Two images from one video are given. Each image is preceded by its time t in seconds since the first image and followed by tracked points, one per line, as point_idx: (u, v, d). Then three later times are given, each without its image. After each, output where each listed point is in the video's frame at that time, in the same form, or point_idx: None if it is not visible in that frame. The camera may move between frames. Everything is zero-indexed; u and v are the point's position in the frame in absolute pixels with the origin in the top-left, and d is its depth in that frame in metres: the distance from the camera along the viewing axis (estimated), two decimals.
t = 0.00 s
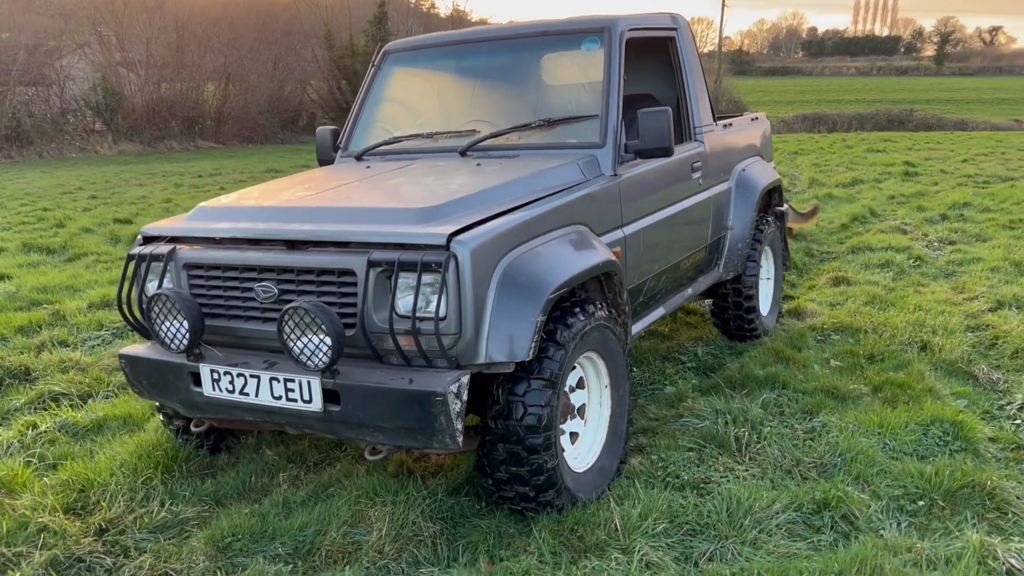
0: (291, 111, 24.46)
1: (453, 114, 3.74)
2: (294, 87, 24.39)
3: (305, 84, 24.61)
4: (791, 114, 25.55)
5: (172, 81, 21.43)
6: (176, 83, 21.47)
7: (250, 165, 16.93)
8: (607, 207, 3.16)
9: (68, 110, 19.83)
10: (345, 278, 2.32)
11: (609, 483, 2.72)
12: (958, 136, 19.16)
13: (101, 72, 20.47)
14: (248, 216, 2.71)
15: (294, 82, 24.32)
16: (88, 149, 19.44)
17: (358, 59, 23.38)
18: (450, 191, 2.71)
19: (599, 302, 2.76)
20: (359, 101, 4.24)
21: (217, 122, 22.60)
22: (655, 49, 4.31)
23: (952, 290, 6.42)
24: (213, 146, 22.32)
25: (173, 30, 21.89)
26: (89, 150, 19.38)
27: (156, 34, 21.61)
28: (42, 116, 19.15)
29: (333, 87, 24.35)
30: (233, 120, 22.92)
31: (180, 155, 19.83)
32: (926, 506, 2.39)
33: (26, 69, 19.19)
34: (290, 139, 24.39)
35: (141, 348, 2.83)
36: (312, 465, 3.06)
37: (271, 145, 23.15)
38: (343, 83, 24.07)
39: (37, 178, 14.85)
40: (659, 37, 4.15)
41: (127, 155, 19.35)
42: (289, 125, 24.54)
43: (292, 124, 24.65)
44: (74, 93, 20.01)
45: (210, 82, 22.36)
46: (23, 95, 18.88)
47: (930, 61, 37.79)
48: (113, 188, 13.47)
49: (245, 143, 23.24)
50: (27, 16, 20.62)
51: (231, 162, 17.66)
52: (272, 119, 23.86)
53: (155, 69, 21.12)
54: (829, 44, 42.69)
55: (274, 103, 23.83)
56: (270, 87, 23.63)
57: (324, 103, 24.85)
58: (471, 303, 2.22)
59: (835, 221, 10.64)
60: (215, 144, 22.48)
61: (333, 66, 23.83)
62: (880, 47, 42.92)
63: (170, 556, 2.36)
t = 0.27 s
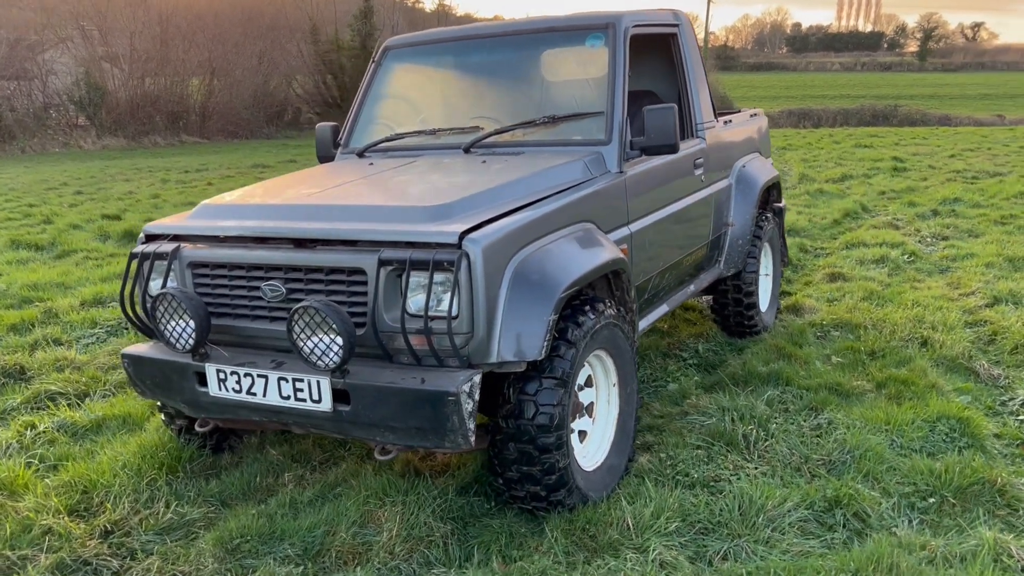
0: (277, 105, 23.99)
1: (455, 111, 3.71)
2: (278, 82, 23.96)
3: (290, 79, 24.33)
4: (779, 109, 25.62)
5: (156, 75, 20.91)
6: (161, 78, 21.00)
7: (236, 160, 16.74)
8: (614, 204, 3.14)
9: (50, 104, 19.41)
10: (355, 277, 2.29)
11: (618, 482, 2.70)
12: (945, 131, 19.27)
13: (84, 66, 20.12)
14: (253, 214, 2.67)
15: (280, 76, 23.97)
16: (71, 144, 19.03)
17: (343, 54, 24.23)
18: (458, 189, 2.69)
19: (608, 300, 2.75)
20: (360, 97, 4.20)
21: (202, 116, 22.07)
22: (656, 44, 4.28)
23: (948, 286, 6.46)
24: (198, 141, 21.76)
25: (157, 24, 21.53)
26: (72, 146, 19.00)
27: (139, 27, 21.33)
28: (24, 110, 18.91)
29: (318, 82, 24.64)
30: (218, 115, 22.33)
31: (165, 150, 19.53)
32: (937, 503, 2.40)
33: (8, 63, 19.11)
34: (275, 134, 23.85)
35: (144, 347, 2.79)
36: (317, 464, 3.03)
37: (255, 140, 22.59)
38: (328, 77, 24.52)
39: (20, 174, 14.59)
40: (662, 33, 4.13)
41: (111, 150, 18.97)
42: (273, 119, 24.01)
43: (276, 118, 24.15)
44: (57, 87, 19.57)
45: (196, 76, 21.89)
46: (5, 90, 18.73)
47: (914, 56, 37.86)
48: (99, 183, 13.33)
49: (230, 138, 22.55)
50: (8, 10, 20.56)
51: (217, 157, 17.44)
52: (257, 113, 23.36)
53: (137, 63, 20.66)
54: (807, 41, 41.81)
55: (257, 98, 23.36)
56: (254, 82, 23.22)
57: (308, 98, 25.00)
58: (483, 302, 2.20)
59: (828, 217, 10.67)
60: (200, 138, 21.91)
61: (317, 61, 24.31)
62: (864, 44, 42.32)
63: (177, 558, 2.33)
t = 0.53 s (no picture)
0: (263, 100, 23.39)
1: (457, 107, 3.69)
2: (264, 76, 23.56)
3: (276, 74, 23.88)
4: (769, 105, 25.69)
5: (141, 70, 20.47)
6: (147, 73, 20.62)
7: (224, 156, 16.59)
8: (620, 201, 3.13)
9: (34, 99, 19.33)
10: (365, 275, 2.27)
11: (627, 480, 2.70)
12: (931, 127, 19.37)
13: (69, 61, 19.89)
14: (259, 212, 2.64)
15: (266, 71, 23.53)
16: (55, 138, 18.68)
17: (331, 49, 24.33)
18: (466, 186, 2.67)
19: (616, 298, 2.74)
20: (360, 92, 4.16)
21: (190, 111, 21.64)
22: (657, 41, 4.27)
23: (944, 282, 6.50)
24: (184, 136, 21.26)
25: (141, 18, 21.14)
26: (56, 140, 18.68)
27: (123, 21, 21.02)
28: (6, 105, 18.77)
29: (303, 76, 24.50)
30: (204, 110, 21.87)
31: (150, 144, 19.25)
32: (945, 499, 2.41)
33: None
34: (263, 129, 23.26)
35: (147, 346, 2.76)
36: (321, 464, 3.01)
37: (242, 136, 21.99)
38: (316, 72, 24.49)
39: (4, 169, 14.36)
40: (664, 30, 4.12)
41: (96, 144, 18.62)
42: (261, 114, 23.39)
43: (264, 114, 23.51)
44: (40, 82, 19.48)
45: (181, 71, 21.42)
46: None
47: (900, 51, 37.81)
48: (85, 179, 13.20)
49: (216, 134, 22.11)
50: None
51: (204, 153, 17.24)
52: (244, 109, 22.73)
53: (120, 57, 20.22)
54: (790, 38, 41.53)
55: (244, 93, 22.75)
56: (240, 78, 22.62)
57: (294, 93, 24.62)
58: (495, 301, 2.19)
59: (820, 213, 10.72)
60: (186, 134, 21.41)
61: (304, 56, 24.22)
62: (848, 40, 42.52)
63: (185, 559, 2.31)
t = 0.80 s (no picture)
0: (249, 95, 23.19)
1: (459, 103, 3.67)
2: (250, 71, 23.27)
3: (263, 69, 23.68)
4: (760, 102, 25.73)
5: (125, 65, 19.81)
6: (131, 67, 19.90)
7: (213, 151, 16.40)
8: (624, 198, 3.13)
9: (15, 93, 18.50)
10: (373, 273, 2.26)
11: (633, 477, 2.69)
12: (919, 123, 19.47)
13: (52, 54, 19.05)
14: (263, 208, 2.62)
15: (252, 65, 23.30)
16: (38, 134, 18.11)
17: (316, 43, 24.66)
18: (473, 183, 2.66)
19: (623, 295, 2.73)
20: (360, 88, 4.13)
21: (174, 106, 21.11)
22: (658, 37, 4.26)
23: (938, 278, 6.55)
24: (170, 131, 20.74)
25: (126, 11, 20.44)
26: (39, 135, 17.99)
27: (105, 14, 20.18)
28: None
29: (289, 70, 24.58)
30: (190, 105, 21.40)
31: (136, 139, 18.81)
32: (952, 496, 2.43)
33: None
34: (248, 124, 23.03)
35: (149, 344, 2.73)
36: (325, 462, 2.99)
37: (228, 130, 21.76)
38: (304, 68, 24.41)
39: None
40: (665, 26, 4.11)
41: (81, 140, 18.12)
42: (245, 109, 23.17)
43: (250, 108, 23.40)
44: (22, 75, 18.66)
45: (166, 65, 20.78)
46: None
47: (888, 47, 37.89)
48: (72, 175, 13.01)
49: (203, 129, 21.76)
50: None
51: (191, 148, 17.03)
52: (230, 104, 22.40)
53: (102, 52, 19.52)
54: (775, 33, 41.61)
55: (229, 88, 22.47)
56: (226, 72, 22.31)
57: (279, 88, 24.57)
58: (505, 298, 2.18)
59: (813, 209, 10.75)
60: (171, 129, 20.97)
61: (289, 50, 24.42)
62: (834, 36, 42.56)
63: (191, 558, 2.29)
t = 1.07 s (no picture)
0: (238, 91, 22.85)
1: (461, 99, 3.66)
2: (240, 66, 23.03)
3: (253, 64, 23.53)
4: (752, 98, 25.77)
5: (114, 60, 19.50)
6: (120, 62, 19.60)
7: (203, 147, 16.28)
8: (628, 195, 3.13)
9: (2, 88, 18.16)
10: (380, 270, 2.26)
11: (637, 474, 2.69)
12: (910, 120, 19.53)
13: (40, 49, 18.74)
14: (268, 205, 2.61)
15: (241, 61, 22.97)
16: (26, 129, 17.81)
17: (306, 39, 24.59)
18: (477, 180, 2.65)
19: (627, 292, 2.73)
20: (360, 83, 4.11)
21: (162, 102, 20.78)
22: (659, 33, 4.25)
23: (934, 275, 6.59)
24: (159, 127, 20.42)
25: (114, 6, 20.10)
26: (27, 131, 17.69)
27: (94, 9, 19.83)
28: None
29: (279, 66, 24.37)
30: (179, 100, 20.97)
31: (127, 135, 18.59)
32: (955, 493, 2.46)
33: None
34: (236, 120, 22.54)
35: (152, 341, 2.72)
36: (327, 460, 2.98)
37: (217, 126, 21.22)
38: (294, 62, 24.35)
39: None
40: (666, 22, 4.10)
41: (70, 135, 17.86)
42: (234, 105, 22.80)
43: (239, 104, 23.07)
44: (10, 70, 18.32)
45: (155, 60, 20.47)
46: None
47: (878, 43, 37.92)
48: (62, 171, 12.88)
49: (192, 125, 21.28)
50: None
51: (181, 144, 16.89)
52: (219, 99, 21.96)
53: (89, 46, 19.24)
54: (764, 29, 41.32)
55: (218, 83, 21.97)
56: (215, 67, 21.86)
57: (269, 83, 24.39)
58: (512, 295, 2.18)
59: (807, 206, 10.78)
60: (160, 125, 20.62)
61: (279, 45, 24.26)
62: (824, 32, 42.55)
63: (196, 556, 2.28)
